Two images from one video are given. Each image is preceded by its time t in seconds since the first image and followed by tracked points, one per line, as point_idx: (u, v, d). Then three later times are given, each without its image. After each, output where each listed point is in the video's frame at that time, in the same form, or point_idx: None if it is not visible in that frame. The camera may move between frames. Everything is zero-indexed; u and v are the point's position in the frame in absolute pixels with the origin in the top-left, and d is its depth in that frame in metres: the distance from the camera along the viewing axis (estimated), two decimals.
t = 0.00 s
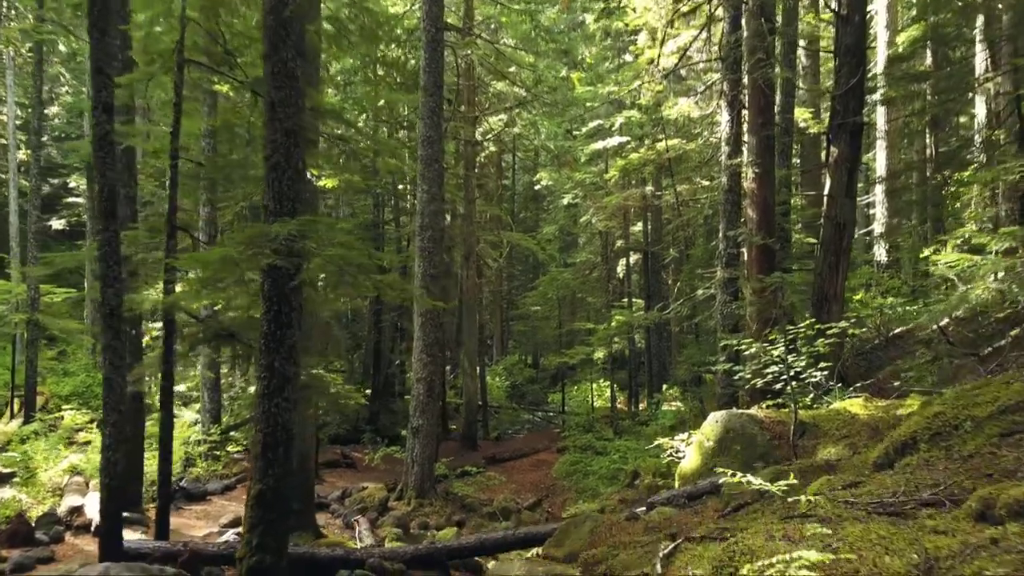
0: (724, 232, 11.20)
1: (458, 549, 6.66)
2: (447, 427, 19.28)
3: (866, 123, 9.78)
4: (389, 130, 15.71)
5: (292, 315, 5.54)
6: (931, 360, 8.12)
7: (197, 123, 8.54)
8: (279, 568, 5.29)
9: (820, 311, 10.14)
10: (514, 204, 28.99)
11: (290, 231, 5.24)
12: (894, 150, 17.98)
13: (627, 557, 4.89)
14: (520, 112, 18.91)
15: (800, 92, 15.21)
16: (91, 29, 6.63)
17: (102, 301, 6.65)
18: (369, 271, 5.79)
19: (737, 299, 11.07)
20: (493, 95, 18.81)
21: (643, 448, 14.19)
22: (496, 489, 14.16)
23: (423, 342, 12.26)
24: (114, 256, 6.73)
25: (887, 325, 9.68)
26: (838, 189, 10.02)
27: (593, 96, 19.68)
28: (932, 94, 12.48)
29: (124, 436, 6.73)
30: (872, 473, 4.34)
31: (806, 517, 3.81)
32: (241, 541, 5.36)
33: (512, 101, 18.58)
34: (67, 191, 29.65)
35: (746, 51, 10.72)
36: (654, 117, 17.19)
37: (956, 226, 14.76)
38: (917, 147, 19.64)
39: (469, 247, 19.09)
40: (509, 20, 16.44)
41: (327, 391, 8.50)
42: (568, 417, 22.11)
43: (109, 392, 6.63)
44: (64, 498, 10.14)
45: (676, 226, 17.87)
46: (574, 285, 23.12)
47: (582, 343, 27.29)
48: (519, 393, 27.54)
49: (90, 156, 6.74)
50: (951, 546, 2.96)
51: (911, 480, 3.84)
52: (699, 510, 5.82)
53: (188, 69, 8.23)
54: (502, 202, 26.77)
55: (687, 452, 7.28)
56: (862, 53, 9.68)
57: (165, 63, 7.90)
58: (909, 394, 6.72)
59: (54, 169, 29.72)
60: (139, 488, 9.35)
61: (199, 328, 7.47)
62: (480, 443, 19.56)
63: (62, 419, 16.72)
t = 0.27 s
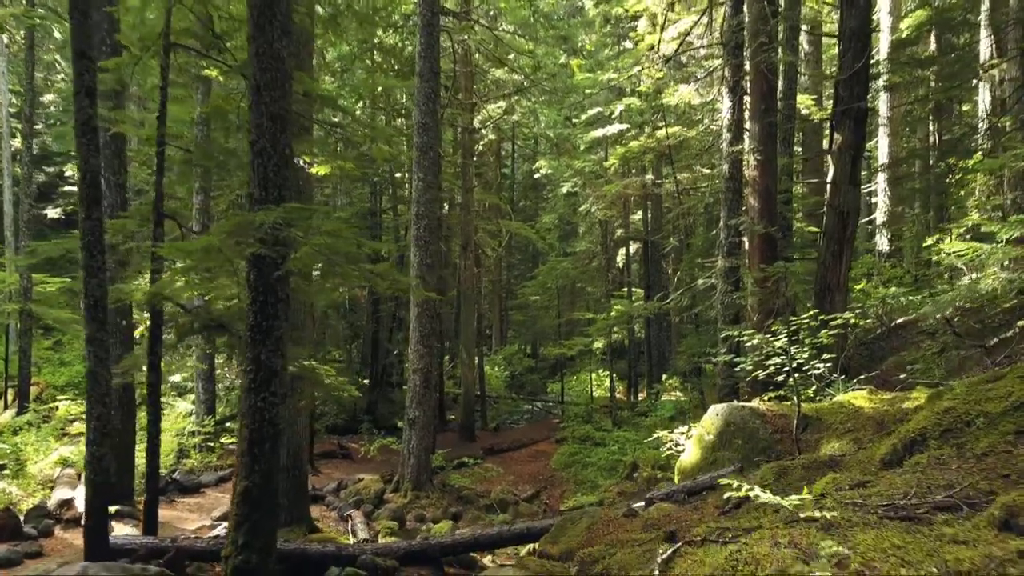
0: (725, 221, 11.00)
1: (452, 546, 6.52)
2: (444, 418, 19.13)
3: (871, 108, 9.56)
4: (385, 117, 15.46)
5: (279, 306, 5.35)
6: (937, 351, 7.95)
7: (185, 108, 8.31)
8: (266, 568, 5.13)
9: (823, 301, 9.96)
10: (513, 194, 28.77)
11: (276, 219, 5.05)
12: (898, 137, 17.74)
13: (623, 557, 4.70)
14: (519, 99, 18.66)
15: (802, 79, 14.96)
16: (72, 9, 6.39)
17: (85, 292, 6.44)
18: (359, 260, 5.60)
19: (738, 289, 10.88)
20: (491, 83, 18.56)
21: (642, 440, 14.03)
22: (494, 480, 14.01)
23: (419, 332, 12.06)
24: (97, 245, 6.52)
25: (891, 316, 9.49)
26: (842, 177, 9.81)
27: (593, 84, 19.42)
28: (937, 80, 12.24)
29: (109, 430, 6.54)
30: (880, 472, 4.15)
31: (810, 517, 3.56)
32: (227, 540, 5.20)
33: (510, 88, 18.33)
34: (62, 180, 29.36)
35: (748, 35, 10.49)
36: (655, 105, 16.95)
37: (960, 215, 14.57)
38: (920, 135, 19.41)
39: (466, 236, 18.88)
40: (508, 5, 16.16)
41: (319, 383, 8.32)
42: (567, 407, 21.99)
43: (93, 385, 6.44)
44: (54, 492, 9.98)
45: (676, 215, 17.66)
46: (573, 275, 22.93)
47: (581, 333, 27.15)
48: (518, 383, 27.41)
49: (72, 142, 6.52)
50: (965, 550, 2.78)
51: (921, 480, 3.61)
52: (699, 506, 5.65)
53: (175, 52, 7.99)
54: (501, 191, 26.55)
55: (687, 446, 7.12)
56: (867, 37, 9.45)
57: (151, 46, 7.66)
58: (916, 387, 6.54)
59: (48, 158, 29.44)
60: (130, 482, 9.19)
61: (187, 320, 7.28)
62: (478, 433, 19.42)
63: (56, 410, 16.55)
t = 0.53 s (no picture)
0: (726, 211, 10.82)
1: (447, 543, 6.39)
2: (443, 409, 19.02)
3: (875, 96, 9.39)
4: (382, 106, 15.25)
5: (267, 298, 5.19)
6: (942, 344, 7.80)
7: (174, 96, 8.10)
8: (254, 567, 4.98)
9: (825, 292, 9.80)
10: (512, 184, 28.57)
11: (262, 208, 4.88)
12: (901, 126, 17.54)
13: (621, 558, 4.55)
14: (517, 88, 18.43)
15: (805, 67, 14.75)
16: None
17: (71, 283, 6.25)
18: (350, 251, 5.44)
19: (739, 280, 10.71)
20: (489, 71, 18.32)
21: (641, 432, 13.92)
22: (492, 473, 13.90)
23: (416, 324, 11.90)
24: (82, 236, 6.33)
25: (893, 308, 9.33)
26: (845, 166, 9.64)
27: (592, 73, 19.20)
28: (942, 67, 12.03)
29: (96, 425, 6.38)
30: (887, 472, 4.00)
31: (816, 521, 3.41)
32: (213, 539, 5.06)
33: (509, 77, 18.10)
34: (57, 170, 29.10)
35: (750, 21, 10.28)
36: (655, 94, 16.73)
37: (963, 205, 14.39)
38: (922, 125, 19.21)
39: (464, 227, 18.70)
40: None
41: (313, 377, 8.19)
42: (566, 399, 21.87)
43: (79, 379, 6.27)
44: (45, 486, 9.85)
45: (676, 205, 17.49)
46: (572, 265, 22.77)
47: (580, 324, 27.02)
48: (517, 374, 27.31)
49: (56, 129, 6.31)
50: (983, 561, 2.61)
51: (932, 481, 3.46)
52: (699, 504, 5.51)
53: (164, 37, 7.77)
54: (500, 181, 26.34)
55: (688, 441, 6.99)
56: (871, 23, 9.26)
57: (139, 31, 7.43)
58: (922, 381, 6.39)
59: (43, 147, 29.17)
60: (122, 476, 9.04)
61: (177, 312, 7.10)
62: (477, 425, 19.31)
63: (50, 402, 16.38)
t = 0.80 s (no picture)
0: (727, 199, 10.61)
1: (440, 541, 6.25)
2: (440, 400, 18.87)
3: (881, 82, 9.17)
4: (377, 93, 14.99)
5: (252, 289, 5.01)
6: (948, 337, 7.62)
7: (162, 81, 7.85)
8: (238, 568, 4.82)
9: (828, 283, 9.61)
10: (511, 172, 28.32)
11: (246, 196, 4.68)
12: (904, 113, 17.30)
13: (619, 559, 4.38)
14: (516, 76, 18.16)
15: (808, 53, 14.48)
16: None
17: (52, 274, 6.03)
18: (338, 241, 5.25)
19: (741, 270, 10.51)
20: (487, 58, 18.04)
21: (640, 424, 13.77)
22: (489, 465, 13.76)
23: (412, 315, 11.71)
24: (64, 225, 6.10)
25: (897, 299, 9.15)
26: (849, 154, 9.43)
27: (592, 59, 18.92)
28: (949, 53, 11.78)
29: (80, 419, 6.18)
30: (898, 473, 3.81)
31: (822, 525, 3.23)
32: (197, 538, 4.89)
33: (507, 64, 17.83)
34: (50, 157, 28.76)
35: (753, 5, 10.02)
36: (655, 81, 16.47)
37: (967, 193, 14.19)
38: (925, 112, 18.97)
39: (462, 216, 18.48)
40: None
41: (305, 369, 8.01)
42: (565, 389, 21.73)
43: (62, 373, 6.07)
44: (34, 480, 9.68)
45: (676, 194, 17.26)
46: (572, 255, 22.57)
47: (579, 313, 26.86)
48: (516, 364, 27.16)
49: (36, 115, 6.07)
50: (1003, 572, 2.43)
51: (946, 484, 3.28)
52: (700, 502, 5.35)
53: (150, 20, 7.51)
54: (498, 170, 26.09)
55: (688, 435, 6.84)
56: (877, 7, 9.03)
57: (123, 13, 7.17)
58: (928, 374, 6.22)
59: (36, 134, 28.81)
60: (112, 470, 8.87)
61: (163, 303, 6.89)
62: (475, 416, 19.17)
63: (43, 393, 16.18)
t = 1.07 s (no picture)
0: (728, 189, 10.43)
1: (434, 539, 6.11)
2: (439, 392, 18.74)
3: (885, 70, 9.00)
4: (374, 82, 14.77)
5: (239, 282, 4.85)
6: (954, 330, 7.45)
7: (149, 69, 7.65)
8: (225, 570, 4.68)
9: (831, 274, 9.44)
10: (510, 163, 28.10)
11: (229, 186, 4.52)
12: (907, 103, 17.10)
13: (616, 561, 4.25)
14: (515, 65, 17.93)
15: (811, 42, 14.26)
16: None
17: (35, 267, 5.85)
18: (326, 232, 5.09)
19: (742, 262, 10.33)
20: (486, 47, 17.81)
21: (639, 416, 13.64)
22: (487, 458, 13.64)
23: (408, 307, 11.55)
24: (48, 216, 5.92)
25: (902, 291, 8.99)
26: (852, 143, 9.26)
27: (591, 48, 18.69)
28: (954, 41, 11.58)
29: (65, 416, 6.02)
30: (907, 475, 3.67)
31: (828, 530, 3.09)
32: (182, 539, 4.75)
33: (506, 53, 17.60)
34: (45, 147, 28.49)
35: None
36: (655, 70, 16.25)
37: (971, 184, 13.99)
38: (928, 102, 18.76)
39: (460, 207, 18.29)
40: None
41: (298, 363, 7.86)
42: (564, 381, 21.60)
43: (45, 367, 5.90)
44: (25, 474, 9.53)
45: (676, 184, 17.07)
46: (571, 246, 22.40)
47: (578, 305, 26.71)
48: (515, 356, 27.03)
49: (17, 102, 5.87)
50: None
51: (958, 487, 3.14)
52: (700, 500, 5.21)
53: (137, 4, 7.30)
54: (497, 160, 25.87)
55: (687, 430, 6.70)
56: None
57: None
58: (934, 369, 6.07)
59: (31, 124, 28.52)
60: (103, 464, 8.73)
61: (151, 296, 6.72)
62: (473, 408, 19.05)
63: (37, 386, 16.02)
